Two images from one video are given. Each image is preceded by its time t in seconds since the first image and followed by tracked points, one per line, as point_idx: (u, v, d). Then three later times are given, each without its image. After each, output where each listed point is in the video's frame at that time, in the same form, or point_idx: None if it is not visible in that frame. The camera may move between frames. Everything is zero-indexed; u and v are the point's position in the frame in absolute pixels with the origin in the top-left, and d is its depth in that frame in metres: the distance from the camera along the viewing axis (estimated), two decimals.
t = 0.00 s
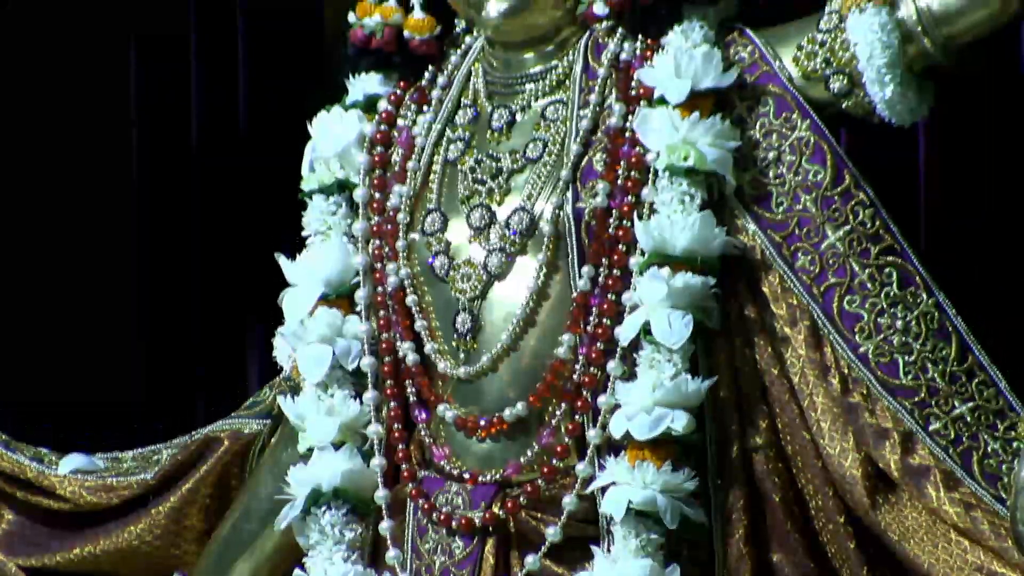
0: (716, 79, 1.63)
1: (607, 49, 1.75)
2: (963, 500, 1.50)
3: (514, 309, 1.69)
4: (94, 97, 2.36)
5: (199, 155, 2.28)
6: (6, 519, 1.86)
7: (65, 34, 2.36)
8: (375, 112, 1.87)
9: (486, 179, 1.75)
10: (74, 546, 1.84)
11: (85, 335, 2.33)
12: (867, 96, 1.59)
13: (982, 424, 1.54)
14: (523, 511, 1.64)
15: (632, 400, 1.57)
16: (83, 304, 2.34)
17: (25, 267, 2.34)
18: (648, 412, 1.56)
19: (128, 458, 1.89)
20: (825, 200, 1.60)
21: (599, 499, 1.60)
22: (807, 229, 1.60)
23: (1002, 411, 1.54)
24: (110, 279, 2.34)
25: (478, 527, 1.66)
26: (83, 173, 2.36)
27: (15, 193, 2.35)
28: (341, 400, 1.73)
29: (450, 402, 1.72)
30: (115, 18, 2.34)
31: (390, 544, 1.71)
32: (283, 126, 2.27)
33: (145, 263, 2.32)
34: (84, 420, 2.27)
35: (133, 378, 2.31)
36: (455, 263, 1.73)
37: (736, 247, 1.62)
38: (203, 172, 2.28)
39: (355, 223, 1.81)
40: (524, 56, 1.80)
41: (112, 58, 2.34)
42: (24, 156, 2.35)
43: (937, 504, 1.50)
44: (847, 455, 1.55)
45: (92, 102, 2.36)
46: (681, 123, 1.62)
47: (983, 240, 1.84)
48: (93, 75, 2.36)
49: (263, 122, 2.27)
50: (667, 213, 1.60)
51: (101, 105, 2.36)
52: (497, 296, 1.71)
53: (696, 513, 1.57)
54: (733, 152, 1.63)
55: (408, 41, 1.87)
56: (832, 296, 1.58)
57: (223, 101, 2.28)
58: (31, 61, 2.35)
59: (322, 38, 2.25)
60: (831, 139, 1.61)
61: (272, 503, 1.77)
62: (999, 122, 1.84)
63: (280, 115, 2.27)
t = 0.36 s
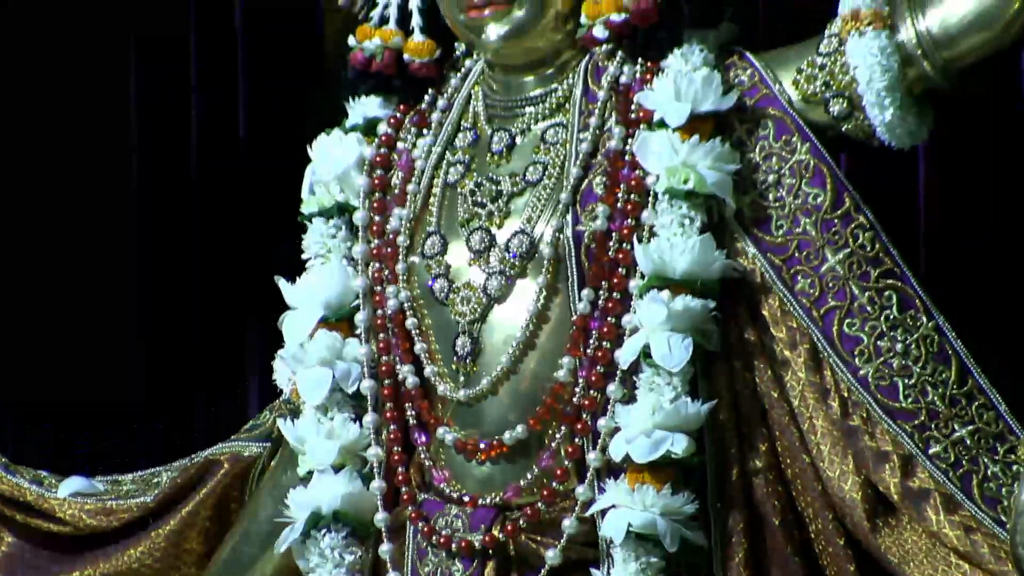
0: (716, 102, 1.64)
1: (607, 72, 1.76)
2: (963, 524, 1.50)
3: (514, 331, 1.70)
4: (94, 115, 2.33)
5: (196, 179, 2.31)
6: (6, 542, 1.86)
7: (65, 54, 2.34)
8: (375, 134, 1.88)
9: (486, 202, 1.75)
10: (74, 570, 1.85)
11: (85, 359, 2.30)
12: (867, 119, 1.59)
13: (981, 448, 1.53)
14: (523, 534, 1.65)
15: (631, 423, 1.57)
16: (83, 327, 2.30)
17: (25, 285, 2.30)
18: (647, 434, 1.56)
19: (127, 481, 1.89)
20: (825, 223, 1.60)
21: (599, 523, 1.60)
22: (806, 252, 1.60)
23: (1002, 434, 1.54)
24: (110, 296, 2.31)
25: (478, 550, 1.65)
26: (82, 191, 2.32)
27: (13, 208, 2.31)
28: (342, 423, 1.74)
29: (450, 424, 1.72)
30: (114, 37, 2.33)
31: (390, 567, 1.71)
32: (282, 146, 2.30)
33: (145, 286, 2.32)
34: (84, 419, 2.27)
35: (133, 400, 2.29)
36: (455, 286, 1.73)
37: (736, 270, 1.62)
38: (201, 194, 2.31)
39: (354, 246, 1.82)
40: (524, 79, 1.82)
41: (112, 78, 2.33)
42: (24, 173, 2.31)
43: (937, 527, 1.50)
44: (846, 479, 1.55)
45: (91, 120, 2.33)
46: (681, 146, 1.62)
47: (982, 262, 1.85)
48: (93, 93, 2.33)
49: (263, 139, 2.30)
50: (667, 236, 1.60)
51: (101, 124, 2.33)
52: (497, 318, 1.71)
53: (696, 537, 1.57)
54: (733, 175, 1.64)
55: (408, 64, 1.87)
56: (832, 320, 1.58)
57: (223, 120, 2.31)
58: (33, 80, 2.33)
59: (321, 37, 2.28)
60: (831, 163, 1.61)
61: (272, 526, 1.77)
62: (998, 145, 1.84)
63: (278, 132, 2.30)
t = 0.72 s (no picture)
0: (716, 123, 1.65)
1: (606, 93, 1.76)
2: (963, 544, 1.50)
3: (514, 351, 1.70)
4: (89, 131, 2.30)
5: (196, 198, 2.31)
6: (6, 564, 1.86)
7: (53, 57, 2.27)
8: (375, 156, 1.88)
9: (486, 224, 1.75)
10: None
11: (80, 382, 2.26)
12: (867, 140, 1.59)
13: (981, 470, 1.53)
14: (523, 555, 1.65)
15: (631, 445, 1.57)
16: (79, 348, 2.27)
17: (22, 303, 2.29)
18: (647, 456, 1.56)
19: (128, 503, 1.90)
20: (825, 244, 1.60)
21: (598, 545, 1.60)
22: (805, 274, 1.60)
23: (1002, 456, 1.54)
24: (112, 304, 2.30)
25: (478, 571, 1.65)
26: (79, 206, 2.29)
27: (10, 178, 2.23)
28: (342, 444, 1.73)
29: (449, 445, 1.72)
30: (113, 56, 2.31)
31: None
32: (283, 163, 2.31)
33: (145, 305, 2.32)
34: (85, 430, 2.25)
35: (133, 421, 2.30)
36: (455, 307, 1.73)
37: (735, 291, 1.62)
38: (203, 213, 2.31)
39: (354, 267, 1.82)
40: (524, 100, 1.82)
41: (110, 94, 2.31)
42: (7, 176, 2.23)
43: (936, 548, 1.50)
44: (847, 499, 1.55)
45: (88, 133, 2.30)
46: (681, 167, 1.62)
47: (978, 282, 1.86)
48: (89, 109, 2.29)
49: (264, 156, 2.30)
50: (666, 257, 1.61)
51: (98, 141, 2.30)
52: (497, 340, 1.71)
53: (696, 559, 1.56)
54: (733, 197, 1.64)
55: (408, 85, 1.88)
56: (832, 341, 1.58)
57: (223, 140, 2.30)
58: (21, 86, 2.25)
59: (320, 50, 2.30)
60: (831, 184, 1.61)
61: (271, 547, 1.77)
62: (997, 165, 1.85)
63: (280, 145, 2.31)
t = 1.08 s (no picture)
0: (716, 145, 1.65)
1: (607, 115, 1.76)
2: (963, 566, 1.50)
3: (514, 372, 1.70)
4: (91, 154, 2.31)
5: (197, 220, 2.32)
6: None
7: (55, 81, 2.29)
8: (375, 178, 1.89)
9: (486, 245, 1.76)
10: None
11: (81, 403, 2.28)
12: (867, 161, 1.60)
13: (981, 492, 1.53)
14: None
15: (631, 466, 1.57)
16: (80, 369, 2.29)
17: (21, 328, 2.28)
18: (647, 477, 1.56)
19: (127, 524, 1.89)
20: (825, 266, 1.60)
21: (598, 566, 1.60)
22: (806, 295, 1.60)
23: (1003, 477, 1.53)
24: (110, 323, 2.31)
25: None
26: (79, 228, 2.30)
27: (11, 196, 2.27)
28: (342, 466, 1.74)
29: (450, 467, 1.73)
30: (109, 78, 2.31)
31: None
32: (282, 186, 2.31)
33: (145, 326, 2.32)
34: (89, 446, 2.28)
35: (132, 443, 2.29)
36: (455, 329, 1.74)
37: (735, 312, 1.62)
38: (202, 234, 2.32)
39: (354, 288, 1.82)
40: (524, 122, 1.83)
41: (110, 116, 2.31)
42: (8, 200, 2.26)
43: (937, 570, 1.51)
44: (847, 521, 1.56)
45: (88, 154, 2.31)
46: (681, 189, 1.62)
47: (979, 303, 1.86)
48: (90, 132, 2.31)
49: (263, 178, 2.30)
50: (667, 278, 1.61)
51: (99, 163, 2.31)
52: (497, 361, 1.71)
53: None
54: (733, 219, 1.64)
55: (408, 106, 1.89)
56: (832, 362, 1.58)
57: (222, 161, 2.31)
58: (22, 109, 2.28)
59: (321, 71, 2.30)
60: (831, 205, 1.61)
61: (271, 568, 1.77)
62: (996, 186, 1.85)
63: (279, 168, 2.31)
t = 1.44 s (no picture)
0: (716, 168, 1.65)
1: (607, 138, 1.77)
2: None
3: (515, 396, 1.70)
4: (93, 180, 2.33)
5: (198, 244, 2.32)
6: None
7: (57, 110, 2.31)
8: (375, 202, 1.89)
9: (487, 268, 1.76)
10: None
11: (80, 425, 2.29)
12: (868, 185, 1.60)
13: (983, 515, 1.53)
14: None
15: (632, 488, 1.57)
16: (80, 394, 2.30)
17: (23, 351, 2.30)
18: (648, 500, 1.56)
19: (128, 548, 1.88)
20: (826, 290, 1.60)
21: None
22: (808, 319, 1.60)
23: (1005, 501, 1.53)
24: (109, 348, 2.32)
25: None
26: (81, 254, 2.32)
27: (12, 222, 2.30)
28: (342, 489, 1.73)
29: (451, 490, 1.73)
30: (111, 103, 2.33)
31: None
32: (284, 209, 2.32)
33: (146, 349, 2.32)
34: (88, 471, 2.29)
35: (133, 467, 2.29)
36: (455, 352, 1.74)
37: (736, 336, 1.62)
38: (202, 259, 2.33)
39: (355, 312, 1.83)
40: (525, 145, 1.83)
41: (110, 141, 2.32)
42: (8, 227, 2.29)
43: None
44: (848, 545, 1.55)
45: (89, 179, 2.33)
46: (682, 212, 1.63)
47: (979, 326, 1.86)
48: (91, 156, 2.32)
49: (264, 202, 2.31)
50: (668, 301, 1.61)
51: (101, 186, 2.33)
52: (497, 385, 1.71)
53: None
54: (733, 242, 1.64)
55: (408, 130, 1.90)
56: (833, 386, 1.58)
57: (223, 185, 2.31)
58: (23, 136, 2.31)
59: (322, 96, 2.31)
60: (831, 229, 1.61)
61: None
62: (995, 211, 1.86)
63: (279, 191, 2.32)
